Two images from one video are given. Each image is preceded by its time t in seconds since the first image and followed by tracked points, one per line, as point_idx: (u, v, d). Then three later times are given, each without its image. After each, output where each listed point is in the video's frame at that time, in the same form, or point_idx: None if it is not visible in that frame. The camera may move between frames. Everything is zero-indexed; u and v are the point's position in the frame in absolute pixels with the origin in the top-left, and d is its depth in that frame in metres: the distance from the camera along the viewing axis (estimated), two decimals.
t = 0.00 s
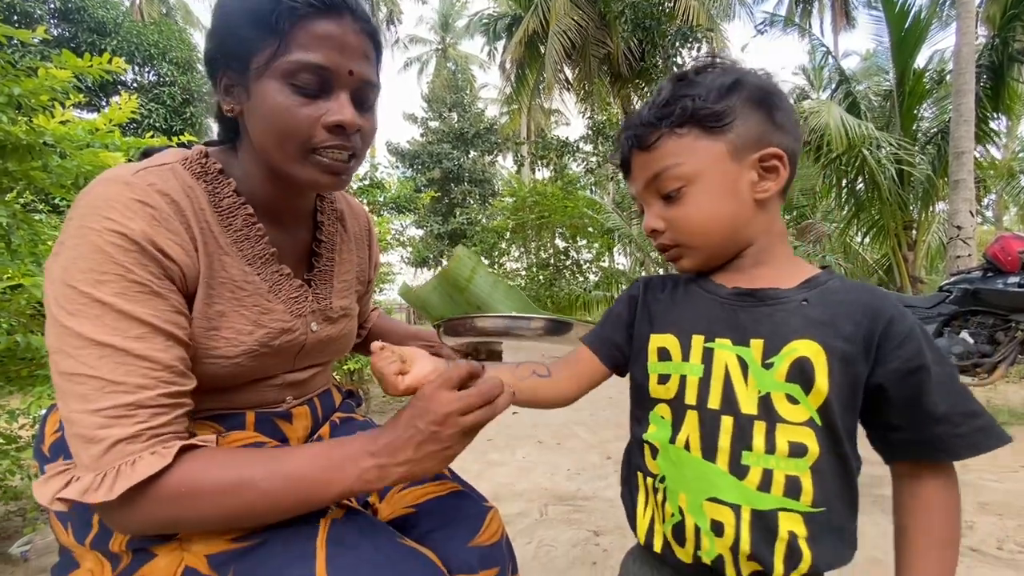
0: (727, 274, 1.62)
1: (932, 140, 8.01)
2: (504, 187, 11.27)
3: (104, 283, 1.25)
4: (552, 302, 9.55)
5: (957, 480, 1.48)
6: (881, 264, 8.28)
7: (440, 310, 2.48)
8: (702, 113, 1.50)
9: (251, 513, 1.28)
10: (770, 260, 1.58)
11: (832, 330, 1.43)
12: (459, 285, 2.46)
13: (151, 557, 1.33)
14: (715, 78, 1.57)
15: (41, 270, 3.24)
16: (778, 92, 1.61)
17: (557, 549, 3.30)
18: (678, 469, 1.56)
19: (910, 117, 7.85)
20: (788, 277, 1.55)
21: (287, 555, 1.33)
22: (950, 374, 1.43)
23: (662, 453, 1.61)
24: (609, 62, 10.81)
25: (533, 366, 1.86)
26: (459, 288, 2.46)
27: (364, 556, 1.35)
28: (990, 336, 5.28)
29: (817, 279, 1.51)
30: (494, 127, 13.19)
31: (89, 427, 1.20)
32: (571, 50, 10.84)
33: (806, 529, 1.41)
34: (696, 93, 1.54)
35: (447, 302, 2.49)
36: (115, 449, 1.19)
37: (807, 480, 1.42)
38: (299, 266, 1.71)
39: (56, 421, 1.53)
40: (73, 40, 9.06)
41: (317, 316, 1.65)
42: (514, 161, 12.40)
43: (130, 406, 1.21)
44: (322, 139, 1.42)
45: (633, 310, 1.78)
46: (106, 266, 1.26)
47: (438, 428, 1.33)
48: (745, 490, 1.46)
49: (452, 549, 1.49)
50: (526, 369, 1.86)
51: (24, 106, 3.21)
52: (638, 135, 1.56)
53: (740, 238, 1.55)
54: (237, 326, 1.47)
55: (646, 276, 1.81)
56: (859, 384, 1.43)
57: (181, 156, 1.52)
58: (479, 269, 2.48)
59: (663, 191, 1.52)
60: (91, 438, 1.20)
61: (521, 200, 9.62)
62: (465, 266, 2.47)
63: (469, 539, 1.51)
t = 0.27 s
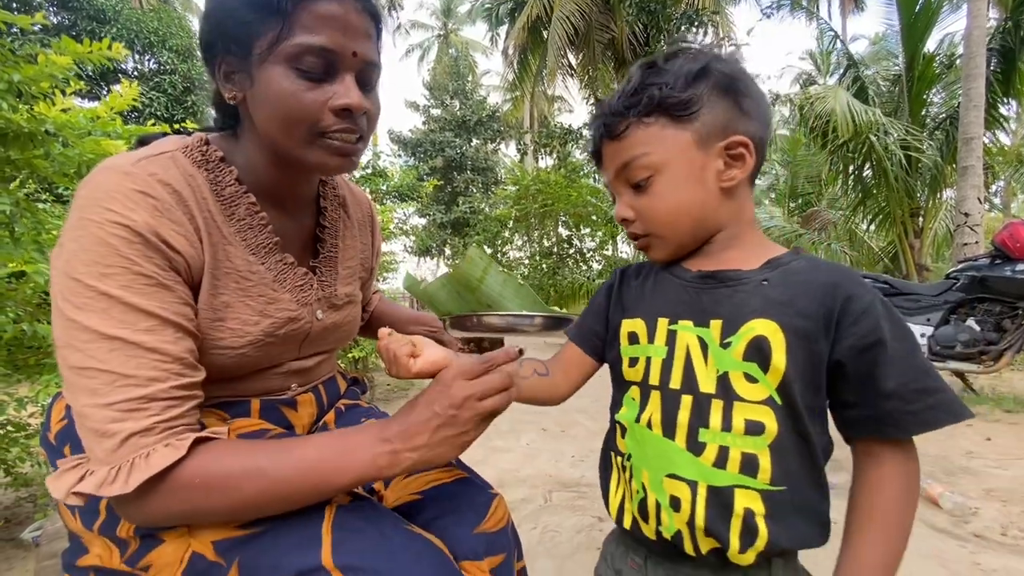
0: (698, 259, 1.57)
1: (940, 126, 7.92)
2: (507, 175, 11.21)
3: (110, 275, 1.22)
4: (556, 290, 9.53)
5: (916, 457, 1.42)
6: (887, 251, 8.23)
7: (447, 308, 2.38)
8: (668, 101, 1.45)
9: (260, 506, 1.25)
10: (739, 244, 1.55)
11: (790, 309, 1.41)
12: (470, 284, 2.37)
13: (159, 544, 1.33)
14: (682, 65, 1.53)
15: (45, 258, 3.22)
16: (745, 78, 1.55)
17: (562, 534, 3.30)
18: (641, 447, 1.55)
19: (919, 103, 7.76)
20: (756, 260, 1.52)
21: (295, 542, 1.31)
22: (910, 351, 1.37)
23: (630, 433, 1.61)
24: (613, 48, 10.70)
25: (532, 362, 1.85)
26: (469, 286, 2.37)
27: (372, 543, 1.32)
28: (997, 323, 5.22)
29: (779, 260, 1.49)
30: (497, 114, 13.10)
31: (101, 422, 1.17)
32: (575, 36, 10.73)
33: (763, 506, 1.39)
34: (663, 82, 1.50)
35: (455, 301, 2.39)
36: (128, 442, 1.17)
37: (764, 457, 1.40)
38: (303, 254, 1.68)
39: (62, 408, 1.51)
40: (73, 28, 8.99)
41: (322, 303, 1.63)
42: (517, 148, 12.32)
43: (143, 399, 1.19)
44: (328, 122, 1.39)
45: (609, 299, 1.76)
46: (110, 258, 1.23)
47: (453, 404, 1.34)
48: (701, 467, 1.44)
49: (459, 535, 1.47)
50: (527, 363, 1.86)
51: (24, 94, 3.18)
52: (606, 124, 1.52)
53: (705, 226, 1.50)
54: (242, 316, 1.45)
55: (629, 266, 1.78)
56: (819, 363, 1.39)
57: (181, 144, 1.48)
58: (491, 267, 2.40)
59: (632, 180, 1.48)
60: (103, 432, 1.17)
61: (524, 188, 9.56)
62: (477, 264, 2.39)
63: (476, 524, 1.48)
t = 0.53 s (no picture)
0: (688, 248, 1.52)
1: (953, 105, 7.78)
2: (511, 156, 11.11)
3: (105, 265, 1.19)
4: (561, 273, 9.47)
5: (920, 439, 1.32)
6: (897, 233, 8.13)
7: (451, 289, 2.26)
8: (636, 99, 1.44)
9: (266, 499, 1.22)
10: (725, 230, 1.49)
11: (777, 292, 1.35)
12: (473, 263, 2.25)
13: (168, 535, 1.32)
14: (649, 62, 1.51)
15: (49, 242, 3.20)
16: (714, 66, 1.52)
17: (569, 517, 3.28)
18: (633, 437, 1.52)
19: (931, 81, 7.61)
20: (743, 242, 1.47)
21: (303, 532, 1.28)
22: (908, 326, 1.27)
23: (624, 423, 1.58)
24: (619, 26, 10.52)
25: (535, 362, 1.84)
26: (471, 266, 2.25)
27: (381, 532, 1.29)
28: (1009, 306, 5.17)
29: (766, 243, 1.42)
30: (501, 94, 12.95)
31: (100, 414, 1.14)
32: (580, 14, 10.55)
33: (755, 496, 1.34)
34: (631, 79, 1.48)
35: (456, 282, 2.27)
36: (128, 436, 1.14)
37: (755, 445, 1.35)
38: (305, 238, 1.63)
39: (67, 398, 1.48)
40: (73, 10, 8.90)
41: (325, 288, 1.58)
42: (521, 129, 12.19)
43: (142, 391, 1.16)
44: (295, 77, 1.30)
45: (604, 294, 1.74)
46: (105, 247, 1.19)
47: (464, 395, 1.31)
48: (692, 456, 1.41)
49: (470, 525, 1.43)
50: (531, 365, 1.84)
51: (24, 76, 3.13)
52: (583, 129, 1.52)
53: (688, 218, 1.46)
54: (243, 303, 1.40)
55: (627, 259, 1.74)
56: (810, 347, 1.33)
57: (177, 125, 1.42)
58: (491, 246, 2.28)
59: (610, 180, 1.47)
60: (102, 425, 1.14)
61: (529, 170, 9.47)
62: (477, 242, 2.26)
63: (486, 515, 1.45)
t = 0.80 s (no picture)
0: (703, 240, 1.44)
1: (972, 82, 7.58)
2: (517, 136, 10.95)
3: (86, 257, 1.11)
4: (567, 255, 9.36)
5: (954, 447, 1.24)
6: (911, 214, 7.98)
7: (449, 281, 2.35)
8: (645, 85, 1.36)
9: (259, 500, 1.16)
10: (743, 220, 1.41)
11: (797, 288, 1.28)
12: (471, 256, 2.39)
13: (160, 540, 1.25)
14: (656, 44, 1.43)
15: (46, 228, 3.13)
16: (727, 45, 1.43)
17: (576, 503, 3.23)
18: (644, 441, 1.46)
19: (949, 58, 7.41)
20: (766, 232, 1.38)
21: (298, 542, 1.21)
22: (943, 326, 1.19)
23: (633, 427, 1.52)
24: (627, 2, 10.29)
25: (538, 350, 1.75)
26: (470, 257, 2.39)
27: (381, 544, 1.21)
28: None
29: (784, 233, 1.35)
30: (507, 73, 12.75)
31: (83, 414, 1.07)
32: None
33: (773, 506, 1.27)
34: (638, 64, 1.41)
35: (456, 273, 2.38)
36: (113, 436, 1.08)
37: (772, 452, 1.28)
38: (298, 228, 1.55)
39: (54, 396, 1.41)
40: None
41: (320, 279, 1.51)
42: (527, 109, 12.01)
43: (127, 389, 1.09)
44: (267, 53, 1.22)
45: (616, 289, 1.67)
46: (85, 239, 1.11)
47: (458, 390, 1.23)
48: (705, 463, 1.34)
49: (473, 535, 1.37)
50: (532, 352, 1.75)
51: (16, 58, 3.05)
52: (589, 119, 1.44)
53: (703, 209, 1.39)
54: (233, 297, 1.33)
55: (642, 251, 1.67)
56: (833, 347, 1.26)
57: (160, 108, 1.34)
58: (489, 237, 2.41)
59: (620, 171, 1.39)
60: (86, 425, 1.08)
61: (535, 150, 9.33)
62: (476, 235, 2.40)
63: (490, 522, 1.39)
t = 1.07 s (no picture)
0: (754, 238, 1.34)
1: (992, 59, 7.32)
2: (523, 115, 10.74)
3: (42, 256, 1.01)
4: (573, 238, 9.22)
5: None
6: (925, 196, 7.78)
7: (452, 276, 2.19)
8: (699, 49, 1.25)
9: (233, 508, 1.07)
10: (800, 221, 1.31)
11: (874, 313, 1.18)
12: (476, 251, 2.26)
13: (138, 566, 1.17)
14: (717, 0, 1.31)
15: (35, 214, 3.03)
16: (796, 10, 1.31)
17: (582, 496, 3.14)
18: (682, 475, 1.38)
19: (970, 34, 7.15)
20: (834, 238, 1.27)
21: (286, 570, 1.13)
22: None
23: (666, 453, 1.43)
24: None
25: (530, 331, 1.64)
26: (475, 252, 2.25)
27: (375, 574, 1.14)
28: None
29: (858, 243, 1.23)
30: (512, 50, 12.49)
31: (37, 426, 0.99)
32: None
33: (832, 560, 1.19)
34: (693, 23, 1.29)
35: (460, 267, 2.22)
36: (66, 449, 0.99)
37: (836, 500, 1.19)
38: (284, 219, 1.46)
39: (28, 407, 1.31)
40: None
41: (308, 275, 1.41)
42: (533, 87, 11.78)
43: (84, 399, 1.00)
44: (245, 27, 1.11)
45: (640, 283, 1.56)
46: (41, 236, 1.02)
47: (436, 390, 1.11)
48: (756, 505, 1.26)
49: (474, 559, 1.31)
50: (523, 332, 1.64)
51: None
52: (628, 83, 1.32)
53: (756, 202, 1.29)
54: (213, 296, 1.23)
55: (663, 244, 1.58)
56: (909, 381, 1.17)
57: (128, 92, 1.24)
58: (497, 231, 2.28)
59: (660, 148, 1.28)
60: (40, 438, 0.99)
61: (541, 131, 9.14)
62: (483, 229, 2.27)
63: (493, 546, 1.34)
